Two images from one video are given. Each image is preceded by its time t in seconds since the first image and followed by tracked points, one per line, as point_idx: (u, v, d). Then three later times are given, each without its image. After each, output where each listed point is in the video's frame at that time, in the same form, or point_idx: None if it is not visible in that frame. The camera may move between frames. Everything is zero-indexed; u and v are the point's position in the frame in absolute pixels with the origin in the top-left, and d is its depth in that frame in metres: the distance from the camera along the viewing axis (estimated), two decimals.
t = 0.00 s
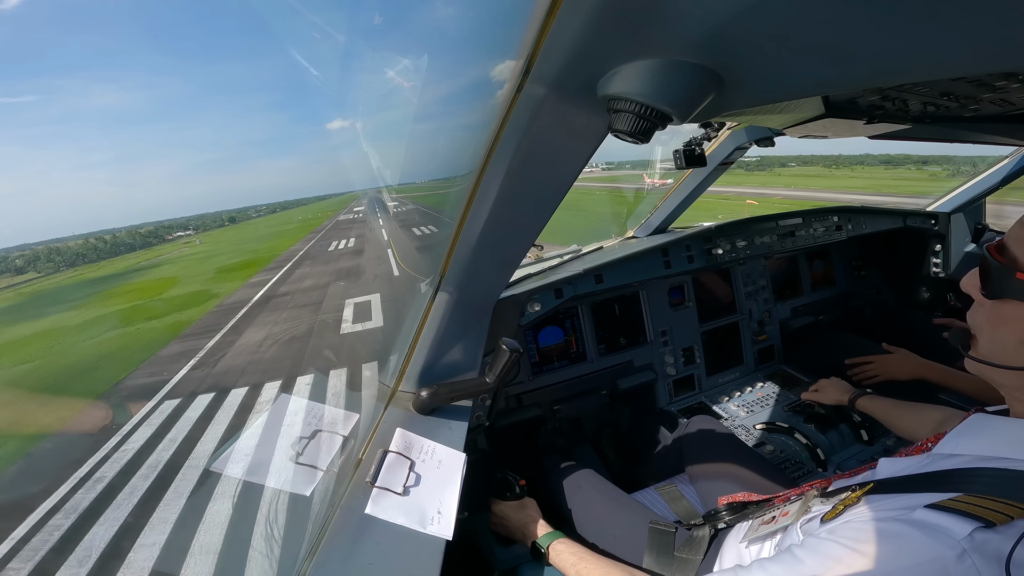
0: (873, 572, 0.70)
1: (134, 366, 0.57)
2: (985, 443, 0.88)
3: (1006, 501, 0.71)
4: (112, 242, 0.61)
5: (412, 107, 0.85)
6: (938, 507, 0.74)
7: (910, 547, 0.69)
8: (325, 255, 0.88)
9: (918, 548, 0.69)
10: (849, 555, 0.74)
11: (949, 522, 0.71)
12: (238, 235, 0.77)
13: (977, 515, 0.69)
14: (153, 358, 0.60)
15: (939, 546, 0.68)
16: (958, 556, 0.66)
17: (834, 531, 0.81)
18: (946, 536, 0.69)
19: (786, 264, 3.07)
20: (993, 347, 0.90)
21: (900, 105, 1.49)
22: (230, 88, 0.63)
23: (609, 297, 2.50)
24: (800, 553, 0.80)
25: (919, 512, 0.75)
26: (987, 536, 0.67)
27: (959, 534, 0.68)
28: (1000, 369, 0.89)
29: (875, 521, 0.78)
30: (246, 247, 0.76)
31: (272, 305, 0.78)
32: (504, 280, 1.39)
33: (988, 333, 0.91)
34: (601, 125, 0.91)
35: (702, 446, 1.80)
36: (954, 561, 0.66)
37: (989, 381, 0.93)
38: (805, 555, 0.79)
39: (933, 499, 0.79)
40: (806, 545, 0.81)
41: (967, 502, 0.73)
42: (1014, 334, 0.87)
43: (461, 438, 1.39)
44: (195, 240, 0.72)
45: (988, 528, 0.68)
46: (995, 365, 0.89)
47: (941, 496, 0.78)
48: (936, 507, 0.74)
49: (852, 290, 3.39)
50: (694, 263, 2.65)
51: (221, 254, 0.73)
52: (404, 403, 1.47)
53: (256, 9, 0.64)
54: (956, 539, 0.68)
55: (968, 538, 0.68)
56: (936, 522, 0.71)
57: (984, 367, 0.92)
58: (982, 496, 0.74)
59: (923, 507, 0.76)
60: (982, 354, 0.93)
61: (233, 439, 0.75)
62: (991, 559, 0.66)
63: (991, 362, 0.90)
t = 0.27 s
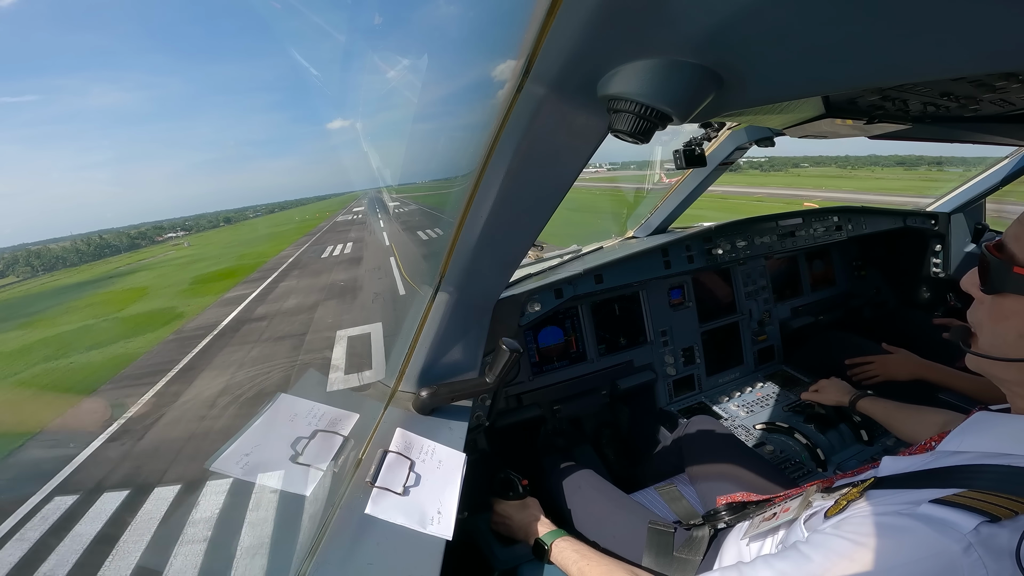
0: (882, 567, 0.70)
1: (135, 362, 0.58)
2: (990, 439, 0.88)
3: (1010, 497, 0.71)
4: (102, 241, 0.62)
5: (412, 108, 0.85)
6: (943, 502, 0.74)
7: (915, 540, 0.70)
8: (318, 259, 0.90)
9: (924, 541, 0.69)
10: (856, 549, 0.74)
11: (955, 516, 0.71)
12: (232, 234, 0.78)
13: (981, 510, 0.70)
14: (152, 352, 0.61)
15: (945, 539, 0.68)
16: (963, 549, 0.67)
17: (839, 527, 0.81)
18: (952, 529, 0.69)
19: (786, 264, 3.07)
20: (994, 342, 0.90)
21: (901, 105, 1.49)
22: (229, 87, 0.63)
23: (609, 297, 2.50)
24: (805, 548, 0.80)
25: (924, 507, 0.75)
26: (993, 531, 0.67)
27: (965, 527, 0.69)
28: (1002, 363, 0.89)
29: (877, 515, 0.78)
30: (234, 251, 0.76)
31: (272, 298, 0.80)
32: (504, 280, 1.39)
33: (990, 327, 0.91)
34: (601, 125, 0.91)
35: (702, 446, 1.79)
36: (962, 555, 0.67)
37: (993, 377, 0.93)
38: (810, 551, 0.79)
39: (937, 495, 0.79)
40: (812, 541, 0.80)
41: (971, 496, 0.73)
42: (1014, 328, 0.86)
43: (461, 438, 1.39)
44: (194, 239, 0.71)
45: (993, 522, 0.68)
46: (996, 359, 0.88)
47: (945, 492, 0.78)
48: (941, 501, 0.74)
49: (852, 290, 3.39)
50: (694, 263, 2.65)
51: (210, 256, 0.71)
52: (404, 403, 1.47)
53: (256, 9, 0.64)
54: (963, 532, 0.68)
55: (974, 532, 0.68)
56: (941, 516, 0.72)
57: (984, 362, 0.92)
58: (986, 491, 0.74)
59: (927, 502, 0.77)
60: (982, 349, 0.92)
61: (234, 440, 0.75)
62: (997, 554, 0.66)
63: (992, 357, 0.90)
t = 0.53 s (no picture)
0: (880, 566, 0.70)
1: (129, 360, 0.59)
2: (988, 440, 0.88)
3: (1011, 499, 0.71)
4: (88, 244, 0.60)
5: (412, 108, 0.86)
6: (941, 503, 0.74)
7: (909, 541, 0.70)
8: (310, 270, 0.86)
9: (920, 542, 0.69)
10: (857, 549, 0.74)
11: (953, 518, 0.71)
12: (223, 239, 0.72)
13: (979, 512, 0.69)
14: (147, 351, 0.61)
15: (941, 541, 0.68)
16: (960, 551, 0.67)
17: (838, 525, 0.81)
18: (948, 531, 0.69)
19: (786, 264, 3.07)
20: (986, 344, 0.90)
21: (901, 105, 1.49)
22: (228, 88, 0.63)
23: (609, 297, 2.50)
24: (804, 545, 0.80)
25: (923, 508, 0.75)
26: (990, 533, 0.67)
27: (962, 529, 0.69)
28: (993, 364, 0.88)
29: (876, 514, 0.78)
30: (223, 255, 0.71)
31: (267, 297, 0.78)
32: (504, 280, 1.39)
33: (981, 329, 0.90)
34: (600, 125, 0.91)
35: (703, 447, 1.79)
36: (957, 557, 0.66)
37: (986, 379, 0.92)
38: (810, 548, 0.79)
39: (937, 496, 0.78)
40: (811, 538, 0.80)
41: (972, 498, 0.73)
42: (1005, 330, 0.87)
43: (461, 438, 1.39)
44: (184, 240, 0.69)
45: (990, 524, 0.67)
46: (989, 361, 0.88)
47: (945, 493, 0.78)
48: (940, 503, 0.74)
49: (852, 290, 3.39)
50: (694, 263, 2.65)
51: (196, 259, 0.68)
52: (404, 403, 1.47)
53: (256, 10, 0.64)
54: (959, 534, 0.68)
55: (970, 534, 0.68)
56: (939, 518, 0.72)
57: (977, 363, 0.91)
58: (985, 493, 0.74)
59: (927, 503, 0.76)
60: (974, 351, 0.92)
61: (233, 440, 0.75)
62: (995, 556, 0.65)
63: (983, 358, 0.90)
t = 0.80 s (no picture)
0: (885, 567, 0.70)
1: (129, 359, 0.59)
2: (989, 441, 0.88)
3: (1011, 498, 0.71)
4: (71, 248, 0.59)
5: (412, 109, 0.87)
6: (942, 503, 0.74)
7: (910, 541, 0.70)
8: (304, 277, 0.86)
9: (922, 543, 0.69)
10: (860, 552, 0.74)
11: (954, 517, 0.71)
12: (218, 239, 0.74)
13: (980, 511, 0.70)
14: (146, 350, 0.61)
15: (942, 541, 0.68)
16: (961, 551, 0.67)
17: (838, 527, 0.81)
18: (949, 531, 0.69)
19: (786, 264, 3.06)
20: (991, 342, 0.90)
21: (901, 105, 1.49)
22: (228, 88, 0.63)
23: (609, 297, 2.50)
24: (805, 547, 0.80)
25: (924, 508, 0.75)
26: (991, 533, 0.67)
27: (962, 529, 0.69)
28: (999, 363, 0.88)
29: (878, 516, 0.78)
30: (209, 259, 0.72)
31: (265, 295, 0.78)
32: (504, 280, 1.39)
33: (987, 328, 0.90)
34: (601, 125, 0.91)
35: (703, 448, 1.79)
36: (959, 556, 0.67)
37: (991, 376, 0.92)
38: (811, 550, 0.78)
39: (938, 497, 0.78)
40: (812, 541, 0.80)
41: (973, 498, 0.73)
42: (1012, 328, 0.86)
43: (461, 438, 1.39)
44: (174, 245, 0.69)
45: (991, 524, 0.68)
46: (995, 359, 0.88)
47: (946, 493, 0.78)
48: (941, 503, 0.74)
49: (852, 290, 3.39)
50: (694, 263, 2.65)
51: (180, 266, 0.69)
52: (404, 403, 1.47)
53: (256, 10, 0.64)
54: (960, 534, 0.68)
55: (971, 534, 0.68)
56: (940, 518, 0.72)
57: (981, 361, 0.91)
58: (986, 493, 0.74)
59: (927, 503, 0.77)
60: (979, 348, 0.92)
61: (234, 440, 0.75)
62: (996, 556, 0.66)
63: (988, 357, 0.90)
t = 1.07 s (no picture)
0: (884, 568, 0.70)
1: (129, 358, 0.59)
2: (989, 440, 0.88)
3: (1010, 499, 0.71)
4: (50, 255, 0.55)
5: (413, 110, 0.87)
6: (941, 504, 0.74)
7: (910, 542, 0.70)
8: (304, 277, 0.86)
9: (921, 544, 0.69)
10: (859, 553, 0.74)
11: (953, 518, 0.71)
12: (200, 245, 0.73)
13: (980, 512, 0.70)
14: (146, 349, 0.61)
15: (942, 541, 0.68)
16: (961, 552, 0.66)
17: (837, 528, 0.81)
18: (949, 532, 0.69)
19: (786, 264, 3.06)
20: (996, 343, 0.90)
21: (901, 105, 1.49)
22: (229, 90, 0.63)
23: (609, 297, 2.50)
24: (804, 549, 0.80)
25: (923, 509, 0.75)
26: (991, 533, 0.67)
27: (963, 530, 0.69)
28: (1003, 365, 0.89)
29: (878, 517, 0.78)
30: (189, 269, 0.70)
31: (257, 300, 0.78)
32: (503, 280, 1.39)
33: (992, 328, 0.90)
34: (600, 125, 0.91)
35: (703, 448, 1.79)
36: (959, 557, 0.66)
37: (993, 377, 0.93)
38: (812, 553, 0.79)
39: (937, 497, 0.78)
40: (812, 543, 0.80)
41: (972, 499, 0.73)
42: (1018, 330, 0.86)
43: (461, 438, 1.39)
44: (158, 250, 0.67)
45: (991, 524, 0.68)
46: (999, 360, 0.89)
47: (945, 494, 0.78)
48: (940, 504, 0.74)
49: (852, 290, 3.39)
50: (694, 263, 2.65)
51: (166, 273, 0.66)
52: (404, 403, 1.47)
53: (257, 10, 0.64)
54: (960, 535, 0.68)
55: (971, 534, 0.68)
56: (940, 519, 0.72)
57: (986, 362, 0.92)
58: (985, 493, 0.74)
59: (927, 504, 0.76)
60: (984, 349, 0.93)
61: (233, 440, 0.75)
62: (996, 556, 0.66)
63: (993, 358, 0.90)
